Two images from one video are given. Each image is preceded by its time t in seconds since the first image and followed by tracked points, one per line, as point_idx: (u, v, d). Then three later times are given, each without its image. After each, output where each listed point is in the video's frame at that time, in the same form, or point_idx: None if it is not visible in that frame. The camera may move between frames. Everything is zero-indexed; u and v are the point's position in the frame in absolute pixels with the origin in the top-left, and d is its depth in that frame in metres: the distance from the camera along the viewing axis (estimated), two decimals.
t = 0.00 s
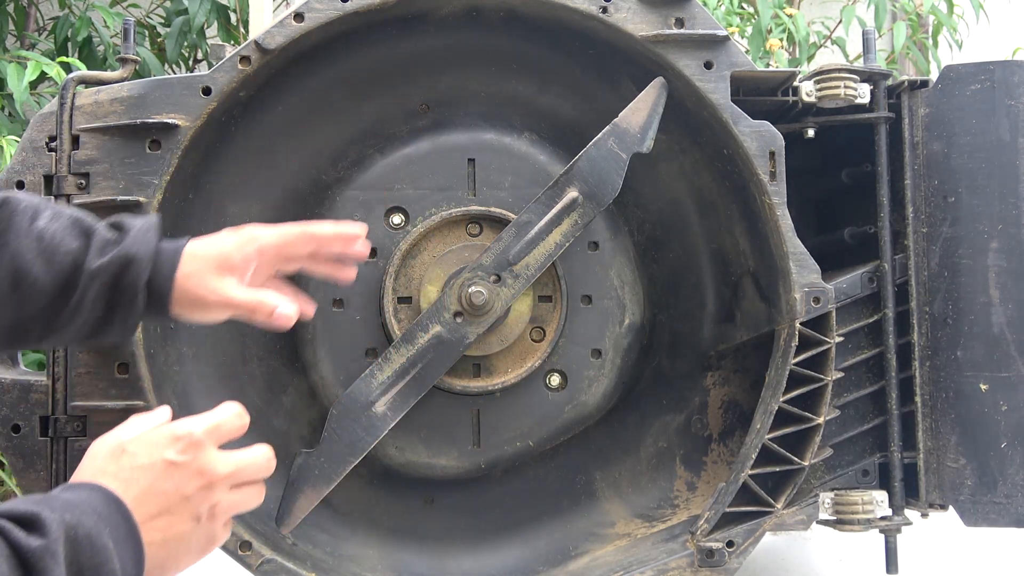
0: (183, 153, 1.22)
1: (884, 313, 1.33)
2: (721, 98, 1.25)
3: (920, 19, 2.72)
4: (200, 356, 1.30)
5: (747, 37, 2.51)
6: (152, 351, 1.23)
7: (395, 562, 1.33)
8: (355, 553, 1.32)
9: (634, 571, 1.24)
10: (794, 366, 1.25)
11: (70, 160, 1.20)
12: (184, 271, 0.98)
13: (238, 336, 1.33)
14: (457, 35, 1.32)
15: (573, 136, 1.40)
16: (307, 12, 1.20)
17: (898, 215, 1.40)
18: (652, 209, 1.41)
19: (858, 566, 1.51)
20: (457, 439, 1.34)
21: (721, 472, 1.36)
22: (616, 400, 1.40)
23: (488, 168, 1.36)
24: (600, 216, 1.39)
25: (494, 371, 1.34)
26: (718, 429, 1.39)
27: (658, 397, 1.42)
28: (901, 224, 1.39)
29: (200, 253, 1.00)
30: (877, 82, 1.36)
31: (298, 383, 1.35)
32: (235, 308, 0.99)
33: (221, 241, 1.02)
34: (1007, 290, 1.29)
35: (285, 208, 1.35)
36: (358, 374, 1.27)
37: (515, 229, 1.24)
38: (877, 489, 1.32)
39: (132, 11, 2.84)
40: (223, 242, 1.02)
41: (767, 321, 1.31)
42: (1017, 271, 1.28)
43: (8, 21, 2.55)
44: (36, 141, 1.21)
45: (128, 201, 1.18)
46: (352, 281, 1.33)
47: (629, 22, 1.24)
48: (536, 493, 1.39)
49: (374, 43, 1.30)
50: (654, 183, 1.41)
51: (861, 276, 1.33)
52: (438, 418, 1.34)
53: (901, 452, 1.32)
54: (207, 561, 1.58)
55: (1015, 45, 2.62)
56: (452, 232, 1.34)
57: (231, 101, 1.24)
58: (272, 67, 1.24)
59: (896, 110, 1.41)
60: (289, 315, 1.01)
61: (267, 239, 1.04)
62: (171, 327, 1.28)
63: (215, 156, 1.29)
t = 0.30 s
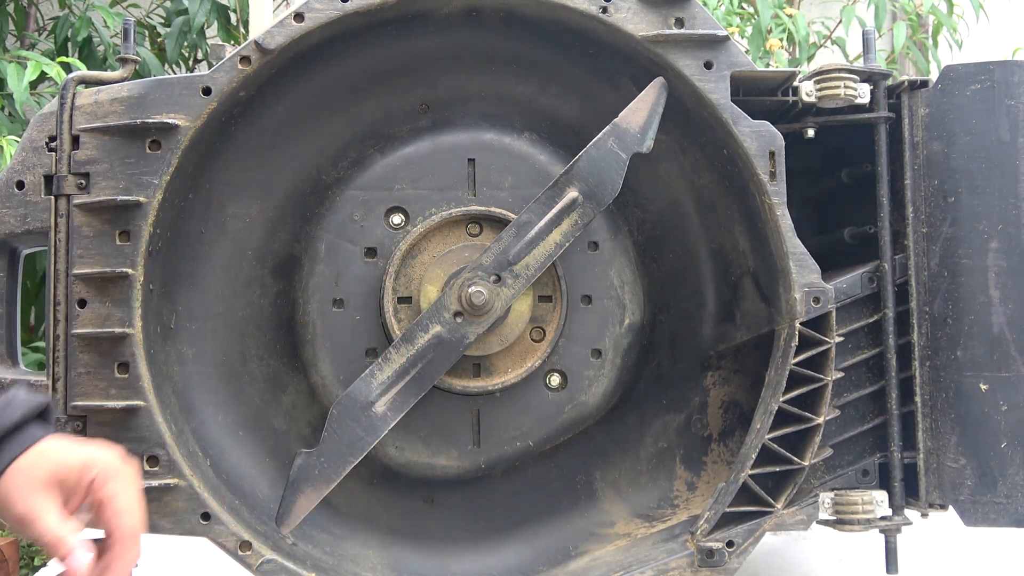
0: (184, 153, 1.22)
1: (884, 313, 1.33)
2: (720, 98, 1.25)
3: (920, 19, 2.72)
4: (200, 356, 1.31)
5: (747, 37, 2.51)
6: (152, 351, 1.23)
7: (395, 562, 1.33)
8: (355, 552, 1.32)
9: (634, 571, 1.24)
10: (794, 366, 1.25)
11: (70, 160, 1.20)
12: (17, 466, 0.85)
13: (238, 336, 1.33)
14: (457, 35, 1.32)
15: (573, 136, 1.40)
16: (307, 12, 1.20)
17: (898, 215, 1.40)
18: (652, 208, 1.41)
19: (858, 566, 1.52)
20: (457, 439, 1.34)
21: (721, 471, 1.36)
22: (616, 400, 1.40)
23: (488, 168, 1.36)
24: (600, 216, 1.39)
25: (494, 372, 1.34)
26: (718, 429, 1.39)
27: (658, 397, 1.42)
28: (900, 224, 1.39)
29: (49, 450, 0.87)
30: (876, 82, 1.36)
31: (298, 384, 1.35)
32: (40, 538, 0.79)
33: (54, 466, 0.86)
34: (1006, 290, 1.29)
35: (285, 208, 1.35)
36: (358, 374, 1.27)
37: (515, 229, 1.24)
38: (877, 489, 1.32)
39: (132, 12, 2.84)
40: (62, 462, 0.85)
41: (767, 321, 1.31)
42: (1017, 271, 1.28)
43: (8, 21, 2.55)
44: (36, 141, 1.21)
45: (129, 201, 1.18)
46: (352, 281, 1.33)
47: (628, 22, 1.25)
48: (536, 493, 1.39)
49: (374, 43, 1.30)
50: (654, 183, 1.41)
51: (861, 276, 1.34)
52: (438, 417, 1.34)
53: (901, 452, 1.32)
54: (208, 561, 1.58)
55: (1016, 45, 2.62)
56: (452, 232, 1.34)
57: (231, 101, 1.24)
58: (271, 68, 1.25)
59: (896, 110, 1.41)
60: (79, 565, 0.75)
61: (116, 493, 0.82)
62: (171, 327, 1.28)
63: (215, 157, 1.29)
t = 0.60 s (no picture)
0: (184, 152, 1.22)
1: (883, 313, 1.33)
2: (720, 98, 1.25)
3: (920, 19, 2.72)
4: (199, 356, 1.30)
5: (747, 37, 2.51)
6: (152, 351, 1.23)
7: (394, 562, 1.33)
8: (355, 552, 1.31)
9: (634, 571, 1.24)
10: (794, 366, 1.25)
11: (70, 160, 1.20)
12: None
13: (238, 336, 1.33)
14: (457, 35, 1.32)
15: (573, 136, 1.40)
16: (307, 12, 1.20)
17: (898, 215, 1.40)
18: (652, 208, 1.42)
19: (858, 565, 1.52)
20: (457, 439, 1.34)
21: (721, 471, 1.36)
22: (616, 400, 1.40)
23: (488, 168, 1.36)
24: (600, 216, 1.39)
25: (494, 371, 1.34)
26: (718, 428, 1.39)
27: (658, 397, 1.42)
28: (900, 224, 1.39)
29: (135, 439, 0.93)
30: (877, 81, 1.36)
31: (298, 383, 1.35)
32: None
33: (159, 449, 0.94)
34: (1006, 290, 1.29)
35: (285, 208, 1.35)
36: (358, 375, 1.27)
37: (515, 230, 1.24)
38: (877, 489, 1.32)
39: (132, 12, 2.84)
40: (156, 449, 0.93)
41: (767, 321, 1.31)
42: (1017, 271, 1.28)
43: (7, 21, 2.55)
44: (36, 141, 1.21)
45: (129, 201, 1.18)
46: (353, 281, 1.33)
47: (628, 22, 1.25)
48: (536, 492, 1.39)
49: (374, 42, 1.30)
50: (654, 183, 1.41)
51: (861, 276, 1.34)
52: (438, 417, 1.34)
53: (901, 452, 1.32)
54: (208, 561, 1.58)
55: (1016, 45, 2.62)
56: (452, 232, 1.34)
57: (231, 101, 1.24)
58: (272, 68, 1.25)
59: (896, 110, 1.41)
60: None
61: None
62: (171, 327, 1.28)
63: (215, 157, 1.29)
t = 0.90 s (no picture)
0: (182, 156, 1.22)
1: (883, 314, 1.33)
2: (720, 100, 1.25)
3: (920, 20, 2.72)
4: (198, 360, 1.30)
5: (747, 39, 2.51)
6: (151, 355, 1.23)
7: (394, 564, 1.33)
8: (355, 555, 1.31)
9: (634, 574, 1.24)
10: (794, 369, 1.25)
11: (69, 164, 1.20)
12: None
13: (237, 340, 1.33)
14: (456, 37, 1.32)
15: (572, 138, 1.40)
16: (306, 15, 1.20)
17: (898, 217, 1.40)
18: (651, 210, 1.41)
19: (858, 567, 1.51)
20: (457, 442, 1.33)
21: (721, 473, 1.36)
22: (616, 402, 1.40)
23: (487, 170, 1.36)
24: (599, 218, 1.38)
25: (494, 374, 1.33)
26: (718, 430, 1.39)
27: (658, 399, 1.42)
28: (900, 226, 1.39)
29: (328, 349, 0.88)
30: (876, 83, 1.36)
31: (297, 386, 1.34)
32: None
33: (354, 360, 0.89)
34: (1006, 292, 1.28)
35: (284, 211, 1.35)
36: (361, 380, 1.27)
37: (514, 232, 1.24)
38: (877, 491, 1.32)
39: (131, 13, 2.84)
40: (348, 358, 0.89)
41: (767, 323, 1.30)
42: (1017, 272, 1.28)
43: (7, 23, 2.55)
44: (34, 145, 1.20)
45: (127, 205, 1.18)
46: (352, 284, 1.33)
47: (628, 24, 1.24)
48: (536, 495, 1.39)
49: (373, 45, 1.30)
50: (654, 185, 1.41)
51: (861, 277, 1.33)
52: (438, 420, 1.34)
53: (901, 454, 1.32)
54: (208, 565, 1.58)
55: (1016, 47, 2.62)
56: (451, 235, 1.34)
57: (229, 104, 1.24)
58: (271, 70, 1.24)
59: (896, 111, 1.41)
60: None
61: None
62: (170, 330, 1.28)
63: (213, 160, 1.29)
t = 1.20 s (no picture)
0: (182, 155, 1.22)
1: (883, 314, 1.33)
2: (720, 100, 1.25)
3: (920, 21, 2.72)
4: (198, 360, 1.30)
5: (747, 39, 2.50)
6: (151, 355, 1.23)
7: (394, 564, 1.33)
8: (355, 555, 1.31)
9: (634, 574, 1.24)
10: (794, 369, 1.25)
11: (68, 164, 1.20)
12: None
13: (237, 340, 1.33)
14: (456, 37, 1.32)
15: (572, 138, 1.40)
16: (306, 15, 1.20)
17: (898, 217, 1.40)
18: (651, 210, 1.41)
19: (858, 567, 1.51)
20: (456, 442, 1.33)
21: (721, 473, 1.36)
22: (616, 402, 1.40)
23: (487, 170, 1.36)
24: (599, 218, 1.38)
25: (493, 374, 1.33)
26: (718, 430, 1.39)
27: (658, 399, 1.42)
28: (900, 226, 1.39)
29: (373, 341, 1.04)
30: (876, 83, 1.36)
31: (296, 386, 1.34)
32: None
33: (398, 348, 1.05)
34: (1006, 292, 1.28)
35: (284, 211, 1.35)
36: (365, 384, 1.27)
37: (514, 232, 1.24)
38: (877, 491, 1.32)
39: (131, 13, 2.84)
40: (393, 348, 1.05)
41: (767, 323, 1.30)
42: (1017, 272, 1.28)
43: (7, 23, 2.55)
44: (33, 145, 1.20)
45: (127, 204, 1.18)
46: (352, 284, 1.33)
47: (628, 24, 1.24)
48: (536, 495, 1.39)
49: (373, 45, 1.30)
50: (654, 185, 1.41)
51: (861, 277, 1.33)
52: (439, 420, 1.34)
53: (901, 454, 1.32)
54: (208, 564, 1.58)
55: (1015, 48, 2.62)
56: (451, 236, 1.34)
57: (230, 104, 1.24)
58: (271, 70, 1.24)
59: (896, 112, 1.40)
60: None
61: None
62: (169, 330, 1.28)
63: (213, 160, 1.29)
